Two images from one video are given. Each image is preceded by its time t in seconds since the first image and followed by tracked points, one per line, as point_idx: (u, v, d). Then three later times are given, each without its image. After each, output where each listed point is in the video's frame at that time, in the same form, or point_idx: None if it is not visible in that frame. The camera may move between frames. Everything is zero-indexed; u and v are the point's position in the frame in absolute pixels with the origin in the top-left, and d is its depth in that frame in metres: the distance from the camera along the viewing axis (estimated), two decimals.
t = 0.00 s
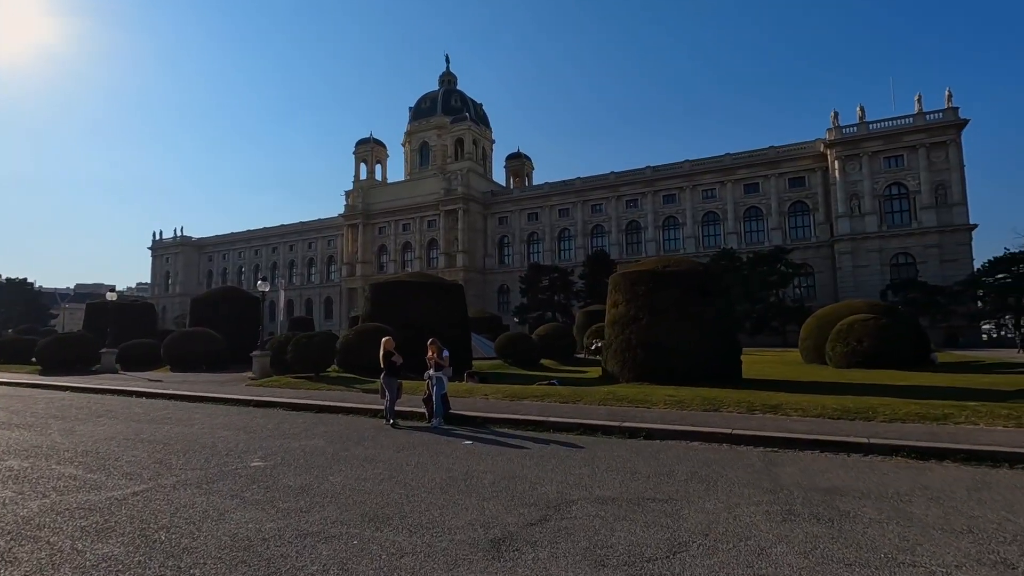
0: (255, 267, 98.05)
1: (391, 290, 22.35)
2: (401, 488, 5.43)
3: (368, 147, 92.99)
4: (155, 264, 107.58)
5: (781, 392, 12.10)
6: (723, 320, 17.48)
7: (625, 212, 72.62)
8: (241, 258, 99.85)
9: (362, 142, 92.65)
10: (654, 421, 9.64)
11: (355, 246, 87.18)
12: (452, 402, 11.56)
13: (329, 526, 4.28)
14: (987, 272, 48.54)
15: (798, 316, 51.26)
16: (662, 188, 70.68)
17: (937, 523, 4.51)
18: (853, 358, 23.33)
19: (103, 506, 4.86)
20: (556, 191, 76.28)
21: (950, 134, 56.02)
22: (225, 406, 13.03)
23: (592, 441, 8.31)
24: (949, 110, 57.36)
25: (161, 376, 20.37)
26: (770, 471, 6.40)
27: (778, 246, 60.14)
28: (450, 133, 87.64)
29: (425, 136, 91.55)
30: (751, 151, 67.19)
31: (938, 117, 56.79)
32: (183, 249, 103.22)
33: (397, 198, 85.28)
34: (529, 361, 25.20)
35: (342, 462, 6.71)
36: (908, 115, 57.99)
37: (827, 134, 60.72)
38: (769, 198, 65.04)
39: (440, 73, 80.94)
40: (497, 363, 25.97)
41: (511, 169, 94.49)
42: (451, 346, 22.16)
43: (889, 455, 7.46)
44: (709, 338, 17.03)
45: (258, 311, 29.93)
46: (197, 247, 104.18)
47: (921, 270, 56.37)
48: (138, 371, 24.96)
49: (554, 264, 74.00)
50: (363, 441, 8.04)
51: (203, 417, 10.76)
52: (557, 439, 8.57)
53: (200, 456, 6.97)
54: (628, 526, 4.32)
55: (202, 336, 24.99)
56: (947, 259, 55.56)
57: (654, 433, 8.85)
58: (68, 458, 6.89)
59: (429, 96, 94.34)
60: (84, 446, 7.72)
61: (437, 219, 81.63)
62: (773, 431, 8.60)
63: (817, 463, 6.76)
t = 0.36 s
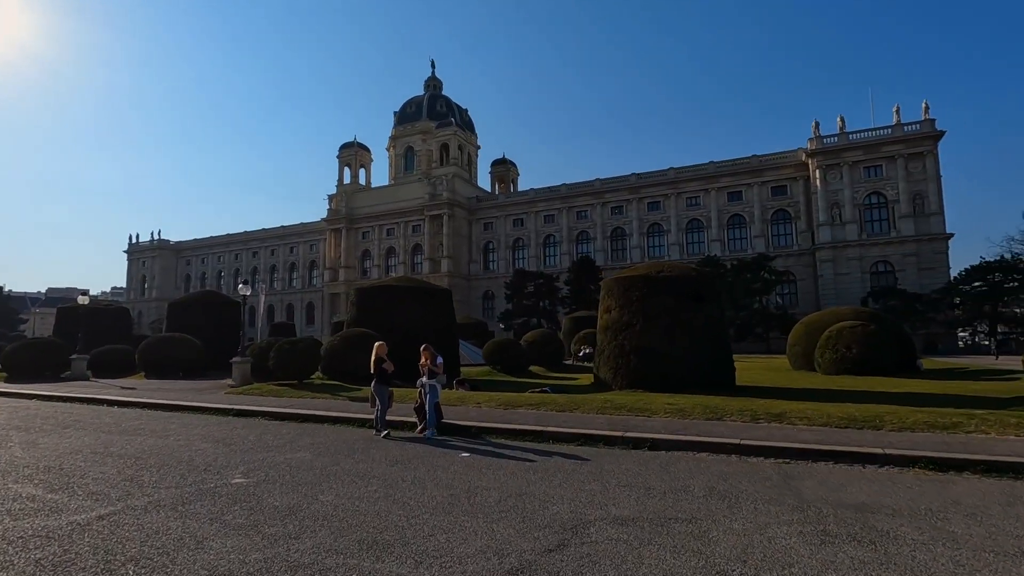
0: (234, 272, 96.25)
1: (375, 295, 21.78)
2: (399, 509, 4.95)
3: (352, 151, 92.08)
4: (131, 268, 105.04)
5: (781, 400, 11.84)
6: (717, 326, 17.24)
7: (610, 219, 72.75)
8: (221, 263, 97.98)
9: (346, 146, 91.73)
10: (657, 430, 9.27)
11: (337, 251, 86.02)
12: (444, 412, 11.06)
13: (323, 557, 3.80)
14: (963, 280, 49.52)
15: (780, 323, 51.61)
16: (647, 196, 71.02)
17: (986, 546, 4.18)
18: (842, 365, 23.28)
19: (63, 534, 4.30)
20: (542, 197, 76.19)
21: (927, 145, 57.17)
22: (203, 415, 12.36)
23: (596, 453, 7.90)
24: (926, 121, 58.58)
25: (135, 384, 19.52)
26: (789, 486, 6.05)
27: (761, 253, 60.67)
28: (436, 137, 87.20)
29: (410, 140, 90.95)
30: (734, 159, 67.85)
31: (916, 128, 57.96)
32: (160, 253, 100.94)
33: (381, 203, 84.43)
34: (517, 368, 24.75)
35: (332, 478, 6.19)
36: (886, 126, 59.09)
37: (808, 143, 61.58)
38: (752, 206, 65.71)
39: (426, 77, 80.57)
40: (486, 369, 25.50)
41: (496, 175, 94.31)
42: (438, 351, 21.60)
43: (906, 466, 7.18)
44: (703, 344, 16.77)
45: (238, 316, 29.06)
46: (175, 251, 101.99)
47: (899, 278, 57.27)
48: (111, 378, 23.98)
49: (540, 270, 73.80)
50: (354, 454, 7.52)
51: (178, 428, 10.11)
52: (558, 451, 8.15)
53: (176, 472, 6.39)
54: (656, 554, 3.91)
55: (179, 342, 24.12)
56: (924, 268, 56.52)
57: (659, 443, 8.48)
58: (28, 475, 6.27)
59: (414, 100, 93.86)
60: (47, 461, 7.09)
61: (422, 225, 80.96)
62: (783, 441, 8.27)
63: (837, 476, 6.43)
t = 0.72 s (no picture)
0: (220, 275, 94.77)
1: (368, 299, 21.24)
2: (411, 533, 4.50)
3: (341, 153, 91.23)
4: (114, 270, 103.06)
5: (791, 408, 11.53)
6: (718, 332, 16.95)
7: (600, 224, 72.68)
8: (207, 266, 96.51)
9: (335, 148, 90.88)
10: (668, 440, 8.91)
11: (326, 255, 85.02)
12: (444, 420, 10.60)
13: None
14: (949, 287, 50.06)
15: (770, 329, 51.68)
16: (637, 201, 71.10)
17: None
18: (840, 371, 23.15)
19: (33, 566, 3.79)
20: (532, 201, 75.97)
21: (914, 153, 57.80)
22: (188, 424, 11.77)
23: (609, 466, 7.52)
24: (912, 129, 59.28)
25: (117, 390, 18.80)
26: (823, 502, 5.68)
27: (750, 259, 60.88)
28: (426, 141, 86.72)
29: (399, 144, 90.37)
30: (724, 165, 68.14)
31: (902, 136, 58.60)
32: (144, 255, 99.17)
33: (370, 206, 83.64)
34: (512, 374, 24.35)
35: (332, 496, 5.72)
36: (873, 133, 59.68)
37: (797, 150, 62.01)
38: (742, 212, 65.99)
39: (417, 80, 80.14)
40: (480, 375, 25.09)
41: (486, 179, 93.99)
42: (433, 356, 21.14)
43: (935, 479, 6.87)
44: (703, 350, 16.46)
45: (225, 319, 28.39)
46: (158, 253, 100.23)
47: (887, 283, 57.72)
48: (92, 384, 23.21)
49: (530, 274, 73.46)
50: (353, 468, 7.05)
51: (161, 439, 9.53)
52: (569, 463, 7.74)
53: (161, 489, 5.88)
54: None
55: (163, 346, 23.38)
56: (911, 274, 57.05)
57: (672, 454, 8.11)
58: None
59: (404, 104, 93.36)
60: (19, 476, 6.53)
61: (412, 228, 80.31)
62: (801, 451, 7.95)
63: (869, 491, 6.09)
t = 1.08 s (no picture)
0: (211, 277, 93.77)
1: (367, 302, 20.79)
2: (436, 557, 4.09)
3: (335, 155, 90.68)
4: (103, 272, 101.80)
5: (807, 414, 11.20)
6: (725, 337, 16.64)
7: (595, 227, 72.49)
8: (198, 268, 95.48)
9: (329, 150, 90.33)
10: (687, 449, 8.56)
11: (319, 257, 84.27)
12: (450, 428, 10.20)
13: None
14: (943, 291, 50.25)
15: (765, 332, 51.53)
16: (632, 204, 71.01)
17: None
18: (842, 375, 22.95)
19: None
20: (527, 204, 75.69)
21: (907, 157, 58.11)
22: (181, 431, 11.26)
23: (631, 477, 7.14)
24: (905, 134, 59.58)
25: (106, 395, 18.23)
26: (867, 517, 5.35)
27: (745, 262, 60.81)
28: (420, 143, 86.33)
29: (394, 146, 89.94)
30: (718, 169, 68.18)
31: (895, 141, 58.87)
32: (134, 257, 97.97)
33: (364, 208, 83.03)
34: (511, 378, 23.93)
35: (343, 513, 5.30)
36: (867, 138, 59.94)
37: (791, 154, 62.12)
38: (736, 216, 66.02)
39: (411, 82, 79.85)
40: (479, 379, 24.69)
41: (480, 182, 93.65)
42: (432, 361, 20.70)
43: (973, 491, 6.57)
44: (710, 355, 16.15)
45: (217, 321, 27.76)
46: (149, 255, 99.11)
47: (881, 287, 57.81)
48: (80, 388, 22.58)
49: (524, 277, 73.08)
50: (360, 481, 6.62)
51: (154, 448, 9.05)
52: (588, 474, 7.36)
53: (157, 506, 5.43)
54: None
55: (153, 349, 22.75)
56: (904, 278, 57.17)
57: (694, 464, 7.77)
58: None
59: (399, 106, 93.02)
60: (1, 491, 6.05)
61: (406, 231, 79.75)
62: (828, 461, 7.63)
63: (912, 505, 5.76)
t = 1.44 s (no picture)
0: (207, 280, 93.01)
1: (369, 305, 20.35)
2: None
3: (332, 158, 90.31)
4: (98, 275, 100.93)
5: (829, 420, 10.83)
6: (735, 340, 16.28)
7: (594, 230, 72.22)
8: (193, 271, 94.71)
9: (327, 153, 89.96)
10: (712, 457, 8.16)
11: (316, 260, 83.68)
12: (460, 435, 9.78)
13: None
14: (943, 295, 50.12)
15: (765, 337, 51.17)
16: (631, 208, 70.80)
17: None
18: (850, 380, 22.64)
19: None
20: (526, 207, 75.37)
21: (905, 162, 58.14)
22: (178, 437, 10.80)
23: (660, 487, 6.75)
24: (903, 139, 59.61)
25: (100, 400, 17.70)
26: (925, 533, 4.96)
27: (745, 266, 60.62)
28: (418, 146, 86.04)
29: (391, 149, 89.63)
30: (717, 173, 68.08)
31: (894, 145, 58.89)
32: (128, 260, 97.14)
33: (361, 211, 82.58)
34: (515, 382, 23.51)
35: (359, 529, 4.87)
36: (865, 142, 59.97)
37: (790, 158, 62.04)
38: (735, 220, 65.87)
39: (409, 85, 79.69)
40: (482, 384, 24.32)
41: (478, 185, 93.39)
42: (434, 365, 20.29)
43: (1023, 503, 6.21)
44: (720, 358, 15.81)
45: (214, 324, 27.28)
46: (144, 258, 98.30)
47: (880, 291, 57.67)
48: (74, 393, 22.07)
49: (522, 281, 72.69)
50: (373, 492, 6.20)
51: (151, 456, 8.59)
52: (612, 485, 6.97)
53: (156, 521, 4.99)
54: None
55: (148, 353, 22.22)
56: (903, 282, 57.02)
57: (723, 473, 7.38)
58: None
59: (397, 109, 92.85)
60: None
61: (404, 234, 79.29)
62: (865, 471, 7.25)
63: (968, 520, 5.38)
